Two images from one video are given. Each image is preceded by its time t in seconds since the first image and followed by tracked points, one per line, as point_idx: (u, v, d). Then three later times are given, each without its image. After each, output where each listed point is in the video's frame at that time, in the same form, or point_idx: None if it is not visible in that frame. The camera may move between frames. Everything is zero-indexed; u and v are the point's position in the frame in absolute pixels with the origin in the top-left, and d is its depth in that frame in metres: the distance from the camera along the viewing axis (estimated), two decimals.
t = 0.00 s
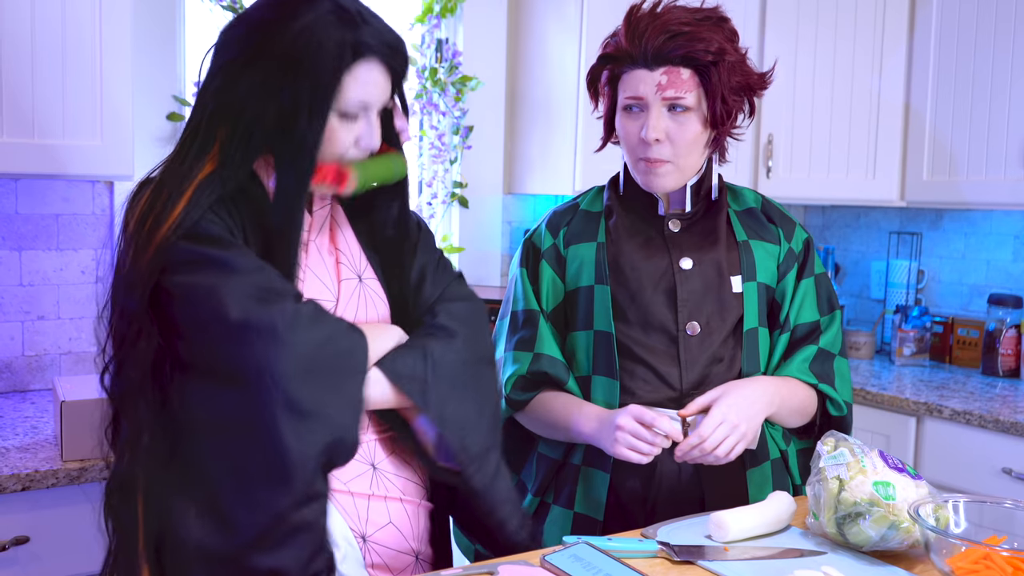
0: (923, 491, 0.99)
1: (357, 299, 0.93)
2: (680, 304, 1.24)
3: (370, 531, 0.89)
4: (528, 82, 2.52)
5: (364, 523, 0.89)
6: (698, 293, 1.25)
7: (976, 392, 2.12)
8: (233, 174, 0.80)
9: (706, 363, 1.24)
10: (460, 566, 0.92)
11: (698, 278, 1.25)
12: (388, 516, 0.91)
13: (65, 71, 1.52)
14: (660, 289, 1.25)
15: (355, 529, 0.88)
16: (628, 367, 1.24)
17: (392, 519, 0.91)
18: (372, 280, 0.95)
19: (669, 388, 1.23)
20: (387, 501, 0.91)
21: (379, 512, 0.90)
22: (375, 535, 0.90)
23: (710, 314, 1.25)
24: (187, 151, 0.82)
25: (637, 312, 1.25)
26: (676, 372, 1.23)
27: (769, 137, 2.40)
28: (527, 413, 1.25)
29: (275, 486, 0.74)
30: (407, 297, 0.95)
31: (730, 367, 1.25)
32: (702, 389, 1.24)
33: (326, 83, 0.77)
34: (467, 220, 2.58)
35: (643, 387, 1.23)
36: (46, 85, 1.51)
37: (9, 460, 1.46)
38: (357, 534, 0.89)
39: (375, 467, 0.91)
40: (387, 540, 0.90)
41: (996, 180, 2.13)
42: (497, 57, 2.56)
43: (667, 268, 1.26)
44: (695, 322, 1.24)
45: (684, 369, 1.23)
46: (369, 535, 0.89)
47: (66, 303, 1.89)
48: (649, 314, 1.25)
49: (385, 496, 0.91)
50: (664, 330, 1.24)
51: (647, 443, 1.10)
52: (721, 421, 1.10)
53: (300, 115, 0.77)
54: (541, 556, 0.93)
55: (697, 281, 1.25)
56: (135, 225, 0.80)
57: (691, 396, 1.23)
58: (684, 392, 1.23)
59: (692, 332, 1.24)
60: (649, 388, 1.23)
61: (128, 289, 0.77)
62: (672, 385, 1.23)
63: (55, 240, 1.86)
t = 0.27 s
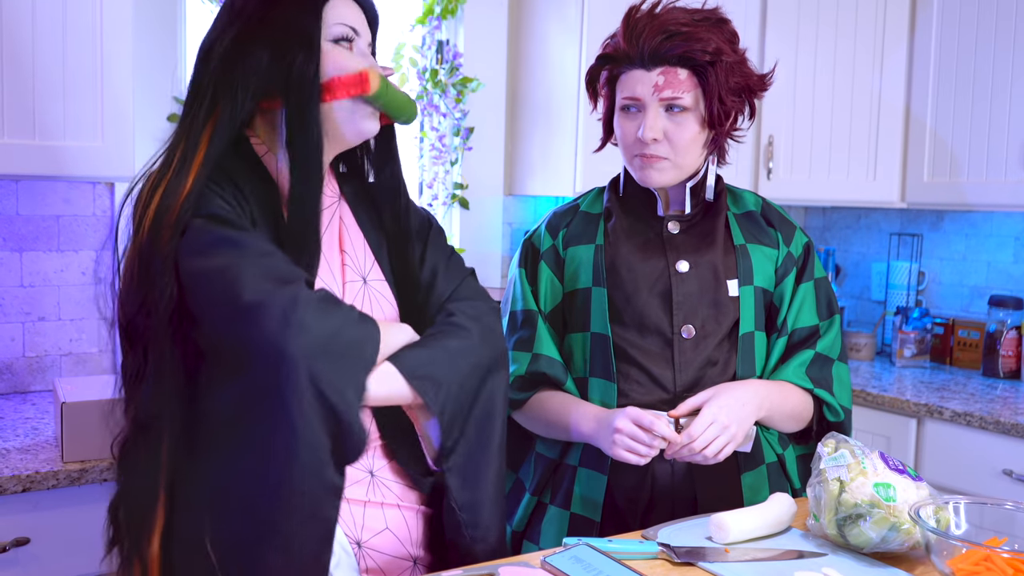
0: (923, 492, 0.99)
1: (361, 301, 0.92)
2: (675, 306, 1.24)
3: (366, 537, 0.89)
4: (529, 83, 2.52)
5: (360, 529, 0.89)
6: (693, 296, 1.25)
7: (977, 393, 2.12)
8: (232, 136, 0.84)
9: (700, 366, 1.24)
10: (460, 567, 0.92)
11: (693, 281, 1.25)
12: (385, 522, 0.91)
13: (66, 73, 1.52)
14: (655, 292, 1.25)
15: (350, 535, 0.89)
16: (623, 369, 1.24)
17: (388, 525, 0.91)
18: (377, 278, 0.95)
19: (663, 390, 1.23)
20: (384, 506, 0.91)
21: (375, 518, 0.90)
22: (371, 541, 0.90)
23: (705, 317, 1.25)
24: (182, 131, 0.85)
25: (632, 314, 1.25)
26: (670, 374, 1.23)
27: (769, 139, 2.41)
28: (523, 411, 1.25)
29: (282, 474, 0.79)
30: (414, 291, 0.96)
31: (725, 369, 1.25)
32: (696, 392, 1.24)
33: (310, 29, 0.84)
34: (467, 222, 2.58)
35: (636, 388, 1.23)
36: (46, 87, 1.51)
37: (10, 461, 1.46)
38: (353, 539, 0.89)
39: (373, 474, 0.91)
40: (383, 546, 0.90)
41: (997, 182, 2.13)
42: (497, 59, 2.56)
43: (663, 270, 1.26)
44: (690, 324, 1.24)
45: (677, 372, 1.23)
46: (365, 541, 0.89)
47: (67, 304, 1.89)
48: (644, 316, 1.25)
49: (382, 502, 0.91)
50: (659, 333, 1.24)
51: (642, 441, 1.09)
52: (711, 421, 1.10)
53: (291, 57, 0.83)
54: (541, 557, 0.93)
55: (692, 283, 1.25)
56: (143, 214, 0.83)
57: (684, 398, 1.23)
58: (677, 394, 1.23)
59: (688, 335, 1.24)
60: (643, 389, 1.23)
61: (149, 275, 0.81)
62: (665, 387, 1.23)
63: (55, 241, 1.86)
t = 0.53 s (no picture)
0: (925, 494, 0.99)
1: (363, 307, 1.02)
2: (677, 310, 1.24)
3: (368, 538, 0.97)
4: (530, 86, 2.52)
5: (363, 531, 0.96)
6: (694, 299, 1.25)
7: (978, 396, 2.12)
8: (227, 146, 0.93)
9: (701, 370, 1.24)
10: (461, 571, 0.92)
11: (695, 284, 1.25)
12: (387, 524, 0.98)
13: (67, 76, 1.53)
14: (657, 295, 1.25)
15: (354, 537, 0.96)
16: (624, 372, 1.24)
17: (390, 526, 0.98)
18: (375, 287, 1.05)
19: (664, 393, 1.23)
20: (385, 508, 0.99)
21: (377, 519, 0.98)
22: (373, 542, 0.97)
23: (707, 320, 1.25)
24: (186, 138, 0.95)
25: (634, 317, 1.25)
26: (671, 377, 1.23)
27: (771, 141, 2.42)
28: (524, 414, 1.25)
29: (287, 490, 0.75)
30: (410, 312, 1.06)
31: (727, 372, 1.25)
32: (698, 395, 1.24)
33: (303, 47, 0.92)
34: (468, 224, 2.58)
35: (638, 391, 1.23)
36: (47, 90, 1.51)
37: (12, 463, 1.46)
38: (356, 541, 0.96)
39: (375, 476, 0.99)
40: (385, 547, 0.98)
41: (998, 183, 2.13)
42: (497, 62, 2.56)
43: (665, 273, 1.26)
44: (691, 327, 1.24)
45: (679, 375, 1.23)
46: (367, 543, 0.96)
47: (68, 307, 1.89)
48: (645, 319, 1.25)
49: (383, 504, 0.99)
50: (661, 336, 1.24)
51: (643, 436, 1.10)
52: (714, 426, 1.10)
53: (281, 67, 0.91)
54: (542, 560, 0.93)
55: (694, 287, 1.25)
56: (139, 214, 0.91)
57: (686, 402, 1.23)
58: (679, 397, 1.23)
59: (689, 338, 1.24)
60: (644, 393, 1.23)
61: (136, 266, 0.88)
62: (667, 390, 1.23)
63: (56, 243, 1.87)
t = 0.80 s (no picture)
0: (932, 504, 0.99)
1: (372, 317, 1.03)
2: (685, 319, 1.24)
3: (372, 551, 0.97)
4: (535, 94, 2.53)
5: (366, 542, 0.96)
6: (703, 308, 1.25)
7: (984, 404, 2.11)
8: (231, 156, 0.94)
9: (710, 379, 1.24)
10: None
11: (704, 293, 1.25)
12: (391, 536, 0.98)
13: (75, 86, 1.54)
14: (665, 304, 1.25)
15: (356, 548, 0.96)
16: (632, 382, 1.24)
17: (394, 539, 0.98)
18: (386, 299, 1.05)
19: (672, 402, 1.23)
20: (390, 520, 0.99)
21: (382, 532, 0.98)
22: (377, 555, 0.97)
23: (715, 329, 1.25)
24: (190, 148, 0.96)
25: (641, 326, 1.25)
26: (679, 387, 1.23)
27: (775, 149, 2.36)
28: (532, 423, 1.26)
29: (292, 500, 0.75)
30: (421, 322, 1.06)
31: (735, 382, 1.25)
32: (706, 404, 1.23)
33: (300, 54, 0.92)
34: (473, 232, 2.58)
35: (646, 401, 1.23)
36: (55, 100, 1.52)
37: (18, 472, 1.46)
38: (359, 553, 0.96)
39: (380, 487, 0.99)
40: (388, 560, 0.98)
41: (1004, 191, 2.13)
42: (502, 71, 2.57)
43: (673, 283, 1.25)
44: (700, 336, 1.24)
45: (687, 384, 1.23)
46: (371, 555, 0.97)
47: (75, 315, 1.90)
48: (653, 328, 1.24)
49: (389, 516, 0.99)
50: (669, 345, 1.24)
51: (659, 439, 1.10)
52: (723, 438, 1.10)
53: (279, 80, 0.92)
54: (548, 570, 0.93)
55: (702, 295, 1.25)
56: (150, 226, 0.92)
57: (694, 411, 1.23)
58: (687, 407, 1.23)
59: (697, 348, 1.24)
60: (653, 402, 1.23)
61: (143, 282, 0.90)
62: (675, 400, 1.23)
63: (63, 252, 1.87)
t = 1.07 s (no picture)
0: (919, 506, 0.99)
1: (336, 317, 1.02)
2: (676, 322, 1.24)
3: (332, 545, 0.97)
4: (522, 98, 2.54)
5: (326, 537, 0.97)
6: (692, 311, 1.25)
7: (972, 407, 2.12)
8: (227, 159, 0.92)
9: (704, 380, 1.24)
10: None
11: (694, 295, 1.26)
12: (352, 532, 0.98)
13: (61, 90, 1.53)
14: (656, 309, 1.25)
15: (317, 543, 0.96)
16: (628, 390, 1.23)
17: (355, 534, 0.98)
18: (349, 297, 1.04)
19: (670, 406, 1.23)
20: (350, 516, 0.99)
21: (342, 527, 0.98)
22: (337, 549, 0.97)
23: (705, 330, 1.26)
24: (177, 141, 0.93)
25: (631, 332, 1.25)
26: (678, 391, 1.23)
27: (764, 154, 2.38)
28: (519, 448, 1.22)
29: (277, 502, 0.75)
30: (385, 321, 1.05)
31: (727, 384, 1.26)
32: (704, 405, 1.24)
33: (321, 67, 0.93)
34: (462, 236, 2.59)
35: (644, 407, 1.23)
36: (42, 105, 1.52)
37: (4, 477, 1.45)
38: (319, 548, 0.96)
39: (341, 484, 0.99)
40: (348, 555, 0.98)
41: (991, 195, 2.14)
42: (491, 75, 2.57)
43: (661, 287, 1.26)
44: (692, 339, 1.25)
45: (684, 387, 1.23)
46: (330, 549, 0.97)
47: (61, 320, 1.89)
48: (643, 334, 1.24)
49: (349, 511, 0.99)
50: (662, 349, 1.25)
51: (637, 425, 0.99)
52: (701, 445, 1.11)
53: (298, 91, 0.92)
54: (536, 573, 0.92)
55: (692, 298, 1.26)
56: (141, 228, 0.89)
57: (694, 413, 1.23)
58: (686, 409, 1.23)
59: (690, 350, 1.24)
60: (651, 406, 1.23)
61: (113, 284, 0.88)
62: (674, 403, 1.23)
63: (49, 257, 1.86)
